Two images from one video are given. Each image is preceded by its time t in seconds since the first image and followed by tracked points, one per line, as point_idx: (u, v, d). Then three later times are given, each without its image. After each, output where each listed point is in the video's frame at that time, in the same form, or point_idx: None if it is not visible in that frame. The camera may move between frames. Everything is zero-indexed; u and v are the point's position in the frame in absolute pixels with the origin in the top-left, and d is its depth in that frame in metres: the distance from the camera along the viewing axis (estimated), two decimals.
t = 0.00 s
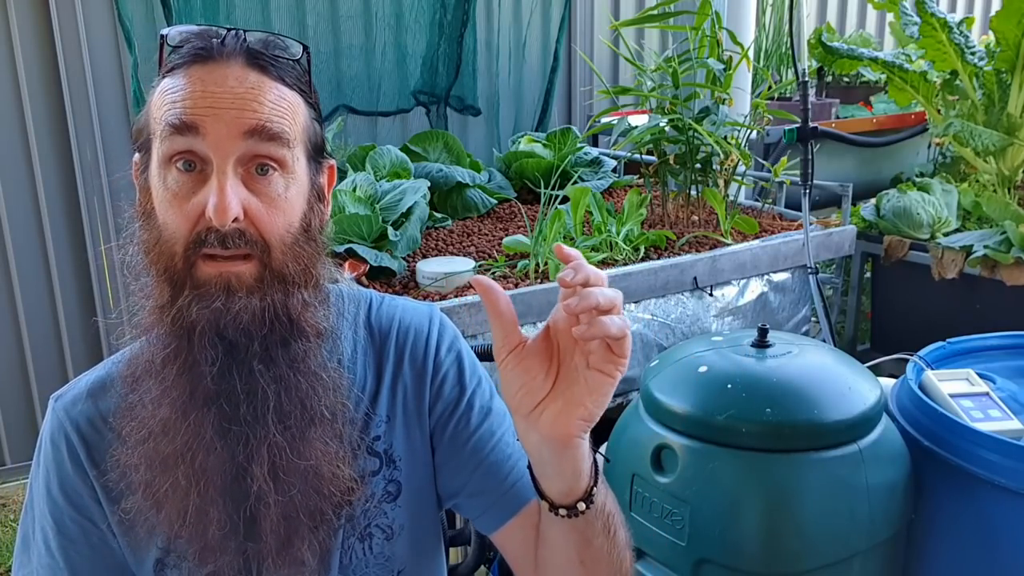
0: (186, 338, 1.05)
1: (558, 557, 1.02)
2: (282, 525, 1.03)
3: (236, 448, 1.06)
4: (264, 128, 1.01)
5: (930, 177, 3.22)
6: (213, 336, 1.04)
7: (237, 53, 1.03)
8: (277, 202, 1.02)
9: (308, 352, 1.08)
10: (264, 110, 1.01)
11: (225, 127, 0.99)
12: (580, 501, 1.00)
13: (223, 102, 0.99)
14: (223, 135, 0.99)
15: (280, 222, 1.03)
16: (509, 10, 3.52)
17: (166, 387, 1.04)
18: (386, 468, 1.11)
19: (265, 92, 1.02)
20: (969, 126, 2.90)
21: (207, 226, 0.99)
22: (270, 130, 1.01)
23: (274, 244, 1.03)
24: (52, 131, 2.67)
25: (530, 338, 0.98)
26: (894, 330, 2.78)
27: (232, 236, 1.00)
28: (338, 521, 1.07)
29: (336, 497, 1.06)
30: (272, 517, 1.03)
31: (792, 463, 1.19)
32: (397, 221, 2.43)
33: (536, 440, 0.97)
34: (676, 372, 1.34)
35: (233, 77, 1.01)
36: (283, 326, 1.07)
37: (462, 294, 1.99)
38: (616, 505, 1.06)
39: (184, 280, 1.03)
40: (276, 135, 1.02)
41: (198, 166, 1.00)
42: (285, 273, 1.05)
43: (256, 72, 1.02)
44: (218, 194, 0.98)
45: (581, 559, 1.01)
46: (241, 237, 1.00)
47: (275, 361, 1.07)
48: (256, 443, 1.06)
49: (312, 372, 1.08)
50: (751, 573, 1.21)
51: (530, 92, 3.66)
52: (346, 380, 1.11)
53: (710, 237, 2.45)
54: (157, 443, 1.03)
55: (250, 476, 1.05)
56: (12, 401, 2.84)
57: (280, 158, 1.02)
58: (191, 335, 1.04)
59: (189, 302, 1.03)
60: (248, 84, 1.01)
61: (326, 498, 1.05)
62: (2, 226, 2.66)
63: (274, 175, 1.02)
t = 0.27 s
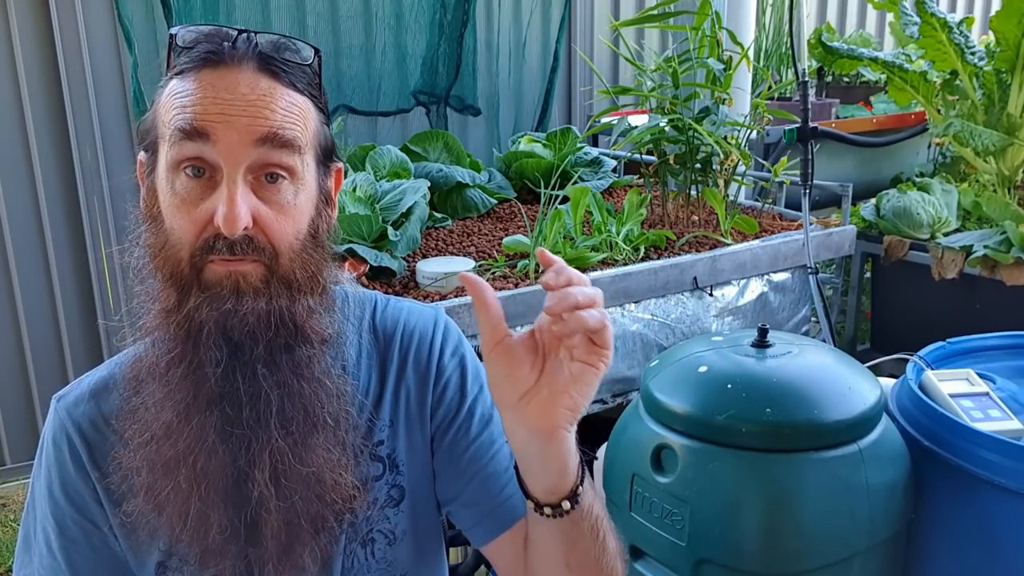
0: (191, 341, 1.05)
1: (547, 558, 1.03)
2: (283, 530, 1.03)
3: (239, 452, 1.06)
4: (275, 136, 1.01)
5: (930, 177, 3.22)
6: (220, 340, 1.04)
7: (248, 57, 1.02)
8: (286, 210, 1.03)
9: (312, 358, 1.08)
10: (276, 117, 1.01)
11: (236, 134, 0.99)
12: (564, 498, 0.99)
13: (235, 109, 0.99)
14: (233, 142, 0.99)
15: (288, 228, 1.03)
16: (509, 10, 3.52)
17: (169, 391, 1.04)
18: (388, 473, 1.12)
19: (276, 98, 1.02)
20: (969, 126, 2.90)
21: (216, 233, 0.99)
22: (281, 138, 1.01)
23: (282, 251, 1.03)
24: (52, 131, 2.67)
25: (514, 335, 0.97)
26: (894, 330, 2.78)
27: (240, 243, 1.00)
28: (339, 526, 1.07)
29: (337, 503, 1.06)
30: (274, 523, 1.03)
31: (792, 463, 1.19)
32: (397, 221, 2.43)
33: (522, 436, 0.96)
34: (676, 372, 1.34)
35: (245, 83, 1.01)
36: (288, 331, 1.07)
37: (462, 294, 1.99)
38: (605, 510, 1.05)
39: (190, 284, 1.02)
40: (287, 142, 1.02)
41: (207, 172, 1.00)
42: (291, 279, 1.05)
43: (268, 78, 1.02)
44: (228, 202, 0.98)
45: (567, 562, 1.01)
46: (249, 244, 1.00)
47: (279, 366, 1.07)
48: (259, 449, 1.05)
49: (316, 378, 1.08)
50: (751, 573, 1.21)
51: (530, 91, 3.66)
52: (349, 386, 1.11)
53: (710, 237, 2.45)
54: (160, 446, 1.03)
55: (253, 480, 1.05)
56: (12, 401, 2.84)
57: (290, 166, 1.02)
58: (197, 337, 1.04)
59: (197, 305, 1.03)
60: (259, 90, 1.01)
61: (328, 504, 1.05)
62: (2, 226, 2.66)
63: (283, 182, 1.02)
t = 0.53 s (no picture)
0: (198, 335, 1.05)
1: None
2: (289, 525, 1.03)
3: (247, 446, 1.05)
4: (290, 130, 1.02)
5: (930, 177, 3.22)
6: (228, 334, 1.04)
7: (263, 53, 1.04)
8: (297, 204, 1.03)
9: (320, 352, 1.08)
10: (290, 112, 1.02)
11: (251, 127, 1.00)
12: (575, 543, 0.93)
13: (251, 102, 1.00)
14: (249, 134, 1.00)
15: (298, 222, 1.04)
16: (509, 10, 3.52)
17: (176, 384, 1.04)
18: (389, 473, 1.12)
19: (290, 93, 1.03)
20: (969, 126, 2.90)
21: (227, 223, 0.99)
22: (296, 132, 1.02)
23: (292, 244, 1.03)
24: (52, 131, 2.67)
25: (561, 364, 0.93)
26: (894, 331, 2.78)
27: (251, 235, 1.00)
28: (343, 521, 1.07)
29: (343, 498, 1.05)
30: (280, 517, 1.02)
31: (792, 463, 1.19)
32: (397, 221, 2.43)
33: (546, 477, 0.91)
34: (676, 373, 1.34)
35: (260, 78, 1.02)
36: (296, 326, 1.07)
37: (462, 294, 1.99)
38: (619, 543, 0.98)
39: (198, 276, 1.03)
40: (300, 137, 1.03)
41: (220, 164, 1.00)
42: (299, 273, 1.05)
43: (282, 74, 1.04)
44: (242, 194, 0.98)
45: None
46: (260, 236, 1.00)
47: (288, 361, 1.07)
48: (265, 442, 1.05)
49: (324, 372, 1.08)
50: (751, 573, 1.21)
51: (530, 91, 3.66)
52: (355, 381, 1.11)
53: (710, 237, 2.45)
54: (165, 441, 1.03)
55: (260, 474, 1.05)
56: (12, 401, 2.84)
57: (302, 160, 1.03)
58: (203, 331, 1.04)
59: (204, 299, 1.03)
60: (274, 85, 1.02)
61: (334, 499, 1.05)
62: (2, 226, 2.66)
63: (295, 176, 1.03)
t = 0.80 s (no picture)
0: (199, 335, 1.05)
1: None
2: (287, 526, 1.02)
3: (246, 447, 1.05)
4: (297, 130, 1.03)
5: (930, 177, 3.22)
6: (229, 335, 1.04)
7: (272, 54, 1.05)
8: (302, 204, 1.03)
9: (321, 354, 1.08)
10: (298, 112, 1.03)
11: (260, 125, 1.01)
12: (591, 567, 0.90)
13: (261, 101, 1.01)
14: (257, 132, 1.00)
15: (302, 223, 1.04)
16: (509, 10, 3.52)
17: (177, 385, 1.05)
18: (386, 471, 1.12)
19: (298, 94, 1.04)
20: (969, 126, 2.90)
21: (233, 222, 0.99)
22: (303, 132, 1.03)
23: (296, 245, 1.04)
24: (52, 131, 2.67)
25: (622, 395, 0.87)
26: (894, 331, 2.78)
27: (255, 235, 1.00)
28: (340, 523, 1.07)
29: (342, 500, 1.05)
30: (278, 518, 1.02)
31: (792, 463, 1.19)
32: (397, 221, 2.43)
33: (575, 505, 0.87)
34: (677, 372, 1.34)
35: (269, 78, 1.03)
36: (297, 327, 1.07)
37: (462, 294, 1.99)
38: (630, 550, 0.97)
39: (201, 275, 1.02)
40: (308, 137, 1.04)
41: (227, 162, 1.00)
42: (301, 274, 1.05)
43: (290, 75, 1.05)
44: (250, 192, 0.98)
45: None
46: (264, 237, 1.00)
47: (289, 364, 1.07)
48: (264, 443, 1.05)
49: (324, 374, 1.08)
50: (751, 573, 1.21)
51: (530, 92, 3.66)
52: (354, 383, 1.12)
53: (710, 237, 2.45)
54: (164, 441, 1.03)
55: (258, 476, 1.04)
56: (12, 401, 2.84)
57: (309, 160, 1.04)
58: (204, 331, 1.04)
59: (205, 302, 1.03)
60: (283, 85, 1.03)
61: (332, 501, 1.05)
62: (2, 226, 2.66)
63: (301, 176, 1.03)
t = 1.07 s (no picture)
0: (197, 338, 1.04)
1: None
2: (289, 529, 1.02)
3: (247, 451, 1.05)
4: (293, 133, 1.03)
5: (930, 177, 3.22)
6: (227, 338, 1.04)
7: (267, 55, 1.04)
8: (299, 208, 1.04)
9: (320, 356, 1.09)
10: (294, 115, 1.03)
11: (256, 129, 1.00)
12: None
13: (256, 104, 1.01)
14: (254, 136, 1.00)
15: (298, 227, 1.04)
16: (509, 10, 3.52)
17: (175, 389, 1.04)
18: (386, 471, 1.12)
19: (294, 97, 1.04)
20: (969, 126, 2.90)
21: (230, 226, 0.99)
22: (299, 135, 1.03)
23: (291, 248, 1.04)
24: (52, 131, 2.67)
25: (620, 407, 0.88)
26: (894, 331, 2.78)
27: (253, 237, 1.00)
28: (341, 525, 1.07)
29: (343, 502, 1.05)
30: (281, 521, 1.02)
31: (792, 463, 1.19)
32: (397, 221, 2.43)
33: (580, 520, 0.88)
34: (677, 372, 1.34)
35: (264, 80, 1.02)
36: (296, 330, 1.07)
37: (462, 294, 1.99)
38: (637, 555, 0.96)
39: (200, 279, 1.03)
40: (304, 140, 1.04)
41: (223, 166, 1.01)
42: (298, 276, 1.05)
43: (286, 77, 1.04)
44: (246, 197, 0.98)
45: None
46: (262, 240, 1.00)
47: (288, 366, 1.07)
48: (266, 447, 1.05)
49: (324, 377, 1.08)
50: (751, 573, 1.21)
51: (530, 92, 3.66)
52: (353, 386, 1.12)
53: (710, 237, 2.45)
54: (164, 445, 1.03)
55: (260, 479, 1.04)
56: (12, 401, 2.84)
57: (304, 163, 1.04)
58: (202, 334, 1.04)
59: (205, 305, 1.03)
60: (278, 88, 1.03)
61: (333, 502, 1.05)
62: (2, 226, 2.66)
63: (297, 180, 1.03)
